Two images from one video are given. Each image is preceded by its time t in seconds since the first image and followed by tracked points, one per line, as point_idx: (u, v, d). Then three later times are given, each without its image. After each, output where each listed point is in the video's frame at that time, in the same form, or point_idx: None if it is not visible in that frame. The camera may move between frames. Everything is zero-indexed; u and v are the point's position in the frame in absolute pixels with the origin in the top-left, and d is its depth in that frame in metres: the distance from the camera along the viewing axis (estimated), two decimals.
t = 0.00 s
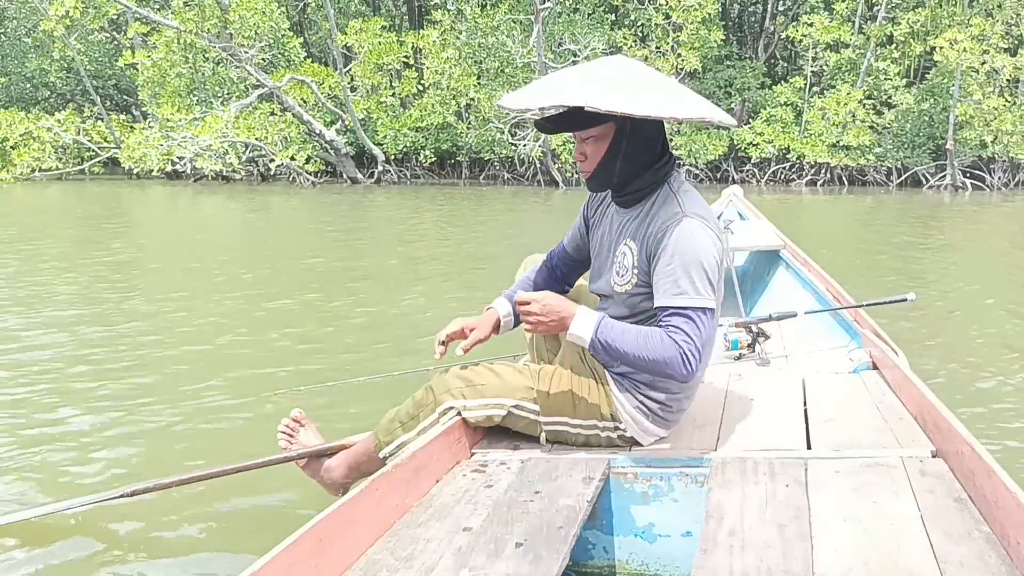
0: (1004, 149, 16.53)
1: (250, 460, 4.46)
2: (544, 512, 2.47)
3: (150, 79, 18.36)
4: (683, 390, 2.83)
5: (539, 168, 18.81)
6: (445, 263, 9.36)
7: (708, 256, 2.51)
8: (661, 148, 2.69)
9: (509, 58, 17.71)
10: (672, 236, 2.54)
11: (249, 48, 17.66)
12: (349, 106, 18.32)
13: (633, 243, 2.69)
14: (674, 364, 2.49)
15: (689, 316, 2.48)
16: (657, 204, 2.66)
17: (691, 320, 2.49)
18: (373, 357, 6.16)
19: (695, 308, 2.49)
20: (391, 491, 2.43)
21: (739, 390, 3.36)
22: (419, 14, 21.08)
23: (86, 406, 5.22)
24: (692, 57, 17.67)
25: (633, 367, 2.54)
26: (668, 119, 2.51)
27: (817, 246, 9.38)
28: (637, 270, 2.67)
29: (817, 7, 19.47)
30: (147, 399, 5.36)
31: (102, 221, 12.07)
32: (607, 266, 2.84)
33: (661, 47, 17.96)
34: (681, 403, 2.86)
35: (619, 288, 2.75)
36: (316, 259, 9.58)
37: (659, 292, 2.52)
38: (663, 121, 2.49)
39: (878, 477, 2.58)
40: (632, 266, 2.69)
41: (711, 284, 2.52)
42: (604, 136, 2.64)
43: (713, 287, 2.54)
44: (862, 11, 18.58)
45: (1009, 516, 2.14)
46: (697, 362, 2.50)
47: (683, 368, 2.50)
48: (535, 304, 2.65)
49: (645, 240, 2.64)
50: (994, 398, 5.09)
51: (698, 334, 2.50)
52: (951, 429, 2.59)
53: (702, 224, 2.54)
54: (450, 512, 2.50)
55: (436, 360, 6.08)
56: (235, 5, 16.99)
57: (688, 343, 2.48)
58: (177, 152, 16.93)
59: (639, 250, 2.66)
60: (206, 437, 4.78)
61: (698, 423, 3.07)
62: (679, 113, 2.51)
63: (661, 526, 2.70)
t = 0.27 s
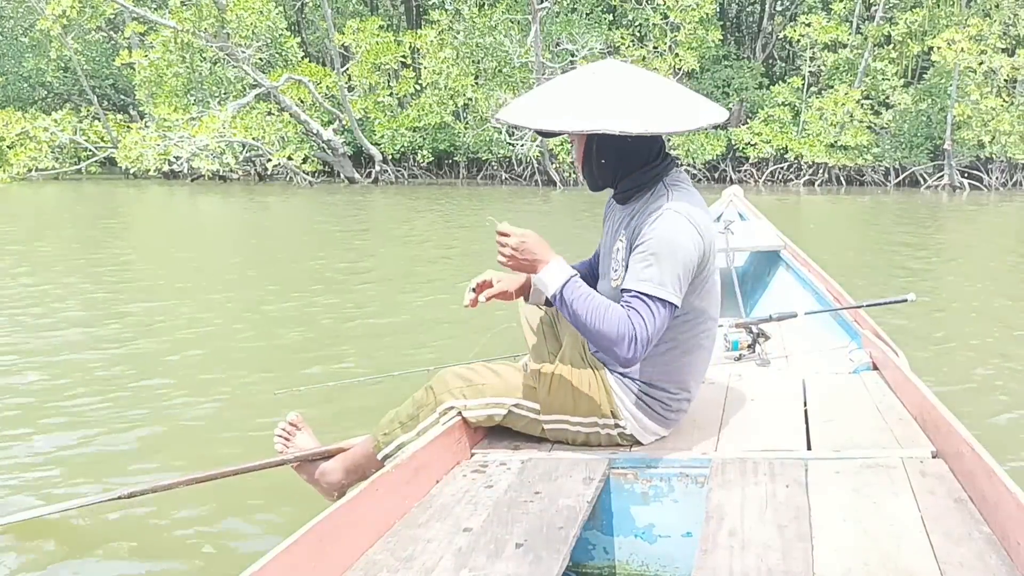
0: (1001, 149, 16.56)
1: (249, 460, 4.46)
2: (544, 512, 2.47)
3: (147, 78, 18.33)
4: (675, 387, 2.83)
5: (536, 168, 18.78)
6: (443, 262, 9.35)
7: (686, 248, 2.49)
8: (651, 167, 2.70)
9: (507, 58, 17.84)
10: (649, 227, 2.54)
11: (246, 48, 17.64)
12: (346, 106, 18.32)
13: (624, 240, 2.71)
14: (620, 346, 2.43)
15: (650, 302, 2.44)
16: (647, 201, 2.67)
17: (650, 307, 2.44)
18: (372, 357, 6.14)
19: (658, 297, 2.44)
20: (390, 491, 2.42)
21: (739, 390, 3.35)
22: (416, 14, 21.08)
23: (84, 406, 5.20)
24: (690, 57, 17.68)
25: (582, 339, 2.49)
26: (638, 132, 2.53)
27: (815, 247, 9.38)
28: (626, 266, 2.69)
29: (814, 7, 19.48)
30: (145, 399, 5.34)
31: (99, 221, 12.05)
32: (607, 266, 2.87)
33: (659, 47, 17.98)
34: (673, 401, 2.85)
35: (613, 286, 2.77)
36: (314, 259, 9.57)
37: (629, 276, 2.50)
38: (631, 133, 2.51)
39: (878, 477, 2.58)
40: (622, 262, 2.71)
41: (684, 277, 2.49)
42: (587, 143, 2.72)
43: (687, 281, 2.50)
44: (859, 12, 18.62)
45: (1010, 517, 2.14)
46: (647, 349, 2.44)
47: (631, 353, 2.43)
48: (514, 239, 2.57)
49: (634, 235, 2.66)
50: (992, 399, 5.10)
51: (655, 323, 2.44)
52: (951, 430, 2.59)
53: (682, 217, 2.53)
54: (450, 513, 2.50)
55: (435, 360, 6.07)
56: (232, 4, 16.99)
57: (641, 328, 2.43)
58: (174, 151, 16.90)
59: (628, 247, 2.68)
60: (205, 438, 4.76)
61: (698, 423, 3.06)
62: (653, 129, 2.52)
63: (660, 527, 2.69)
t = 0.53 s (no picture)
0: (999, 149, 16.57)
1: (247, 460, 4.45)
2: (544, 512, 2.46)
3: (144, 78, 18.28)
4: (672, 383, 2.85)
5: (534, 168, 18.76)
6: (442, 262, 9.35)
7: (666, 229, 2.57)
8: (658, 167, 2.77)
9: (505, 58, 17.89)
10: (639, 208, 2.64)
11: (243, 47, 17.61)
12: (344, 106, 18.29)
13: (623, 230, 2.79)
14: (572, 289, 2.53)
15: (614, 258, 2.55)
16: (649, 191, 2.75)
17: (612, 263, 2.54)
18: (370, 358, 6.13)
19: (627, 257, 2.54)
20: (391, 492, 2.41)
21: (739, 390, 3.36)
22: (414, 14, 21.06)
23: (83, 407, 5.19)
24: (688, 57, 17.69)
25: (540, 272, 2.60)
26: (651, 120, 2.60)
27: (813, 248, 9.39)
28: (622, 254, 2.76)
29: (812, 7, 19.48)
30: (144, 399, 5.34)
31: (96, 221, 12.02)
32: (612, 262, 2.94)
33: (657, 47, 17.98)
34: (671, 398, 2.86)
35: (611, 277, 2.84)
36: (312, 259, 9.55)
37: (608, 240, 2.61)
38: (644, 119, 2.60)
39: (878, 477, 2.58)
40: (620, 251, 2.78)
41: (659, 252, 2.57)
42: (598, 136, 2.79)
43: (662, 259, 2.58)
44: (857, 12, 18.64)
45: (1010, 517, 2.14)
46: (601, 300, 2.52)
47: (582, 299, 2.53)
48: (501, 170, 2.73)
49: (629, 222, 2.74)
50: (991, 399, 5.10)
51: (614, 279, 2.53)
52: (951, 430, 2.59)
53: (673, 203, 2.61)
54: (451, 513, 2.49)
55: (434, 360, 6.06)
56: (229, 4, 16.96)
57: (599, 279, 2.51)
58: (171, 151, 16.88)
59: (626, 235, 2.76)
60: (203, 438, 4.75)
61: (698, 423, 3.06)
62: (665, 118, 2.61)
63: (661, 527, 2.69)
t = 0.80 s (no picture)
0: (996, 149, 16.58)
1: (246, 461, 4.45)
2: (544, 512, 2.46)
3: (141, 78, 18.24)
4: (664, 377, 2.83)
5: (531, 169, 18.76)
6: (440, 263, 9.35)
7: (646, 218, 2.60)
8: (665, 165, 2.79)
9: (503, 58, 17.87)
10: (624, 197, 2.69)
11: (240, 47, 17.56)
12: (341, 106, 18.28)
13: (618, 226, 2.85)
14: (540, 256, 2.59)
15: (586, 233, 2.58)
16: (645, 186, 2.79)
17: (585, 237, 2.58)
18: (369, 358, 6.12)
19: (603, 235, 2.58)
20: (391, 491, 2.41)
21: (739, 390, 3.36)
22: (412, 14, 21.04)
23: (81, 407, 5.19)
24: (685, 57, 17.69)
25: (513, 235, 2.66)
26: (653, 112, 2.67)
27: (811, 248, 9.41)
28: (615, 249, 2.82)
29: (810, 7, 19.49)
30: (142, 400, 5.33)
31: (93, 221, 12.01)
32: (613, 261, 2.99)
33: (655, 47, 17.98)
34: (664, 393, 2.85)
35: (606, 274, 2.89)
36: (311, 259, 9.54)
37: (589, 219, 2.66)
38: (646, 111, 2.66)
39: (878, 478, 2.58)
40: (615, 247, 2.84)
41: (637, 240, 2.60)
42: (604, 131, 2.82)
43: (640, 244, 2.60)
44: (855, 12, 18.65)
45: (1010, 517, 2.14)
46: (564, 270, 2.56)
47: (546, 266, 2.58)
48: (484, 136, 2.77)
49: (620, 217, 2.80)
50: (990, 399, 5.11)
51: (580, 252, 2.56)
52: (951, 430, 2.59)
53: (658, 193, 2.64)
54: (451, 513, 2.49)
55: (431, 361, 6.05)
56: (226, 4, 16.95)
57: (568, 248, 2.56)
58: (168, 151, 16.89)
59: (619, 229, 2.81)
60: (202, 438, 4.75)
61: (698, 423, 3.06)
62: (668, 111, 2.67)
63: (661, 528, 2.69)
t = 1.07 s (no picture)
0: (994, 149, 16.60)
1: (243, 461, 4.44)
2: (542, 511, 2.45)
3: (138, 78, 18.21)
4: (651, 373, 2.81)
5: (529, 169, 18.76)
6: (439, 262, 9.34)
7: (626, 213, 2.63)
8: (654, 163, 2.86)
9: (500, 58, 17.82)
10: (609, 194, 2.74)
11: (238, 47, 17.53)
12: (339, 106, 18.26)
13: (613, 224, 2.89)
14: (523, 253, 2.66)
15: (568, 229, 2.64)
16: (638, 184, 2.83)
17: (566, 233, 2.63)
18: (367, 358, 6.11)
19: (584, 231, 2.61)
20: (389, 490, 2.41)
21: (739, 390, 3.35)
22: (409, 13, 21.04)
23: (78, 407, 5.18)
24: (683, 57, 17.70)
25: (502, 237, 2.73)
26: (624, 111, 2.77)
27: (809, 249, 9.41)
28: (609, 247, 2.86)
29: (809, 7, 19.50)
30: (139, 399, 5.32)
31: (90, 221, 11.99)
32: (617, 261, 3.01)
33: (652, 47, 17.98)
34: (651, 389, 2.83)
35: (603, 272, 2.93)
36: (308, 259, 9.53)
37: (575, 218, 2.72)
38: (616, 111, 2.76)
39: (877, 478, 2.57)
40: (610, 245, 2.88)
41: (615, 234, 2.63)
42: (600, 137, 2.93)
43: (619, 239, 2.63)
44: (853, 12, 18.66)
45: (1009, 519, 2.13)
46: (545, 267, 2.63)
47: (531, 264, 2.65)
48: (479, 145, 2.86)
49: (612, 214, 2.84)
50: (988, 399, 5.10)
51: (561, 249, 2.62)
52: (951, 431, 2.57)
53: (640, 187, 2.67)
54: (449, 511, 2.48)
55: (430, 360, 6.04)
56: (223, 4, 16.95)
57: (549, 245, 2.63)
58: (165, 151, 16.90)
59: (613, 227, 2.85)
60: (200, 437, 4.74)
61: (697, 422, 3.06)
62: (638, 109, 2.76)
63: (659, 527, 2.69)
